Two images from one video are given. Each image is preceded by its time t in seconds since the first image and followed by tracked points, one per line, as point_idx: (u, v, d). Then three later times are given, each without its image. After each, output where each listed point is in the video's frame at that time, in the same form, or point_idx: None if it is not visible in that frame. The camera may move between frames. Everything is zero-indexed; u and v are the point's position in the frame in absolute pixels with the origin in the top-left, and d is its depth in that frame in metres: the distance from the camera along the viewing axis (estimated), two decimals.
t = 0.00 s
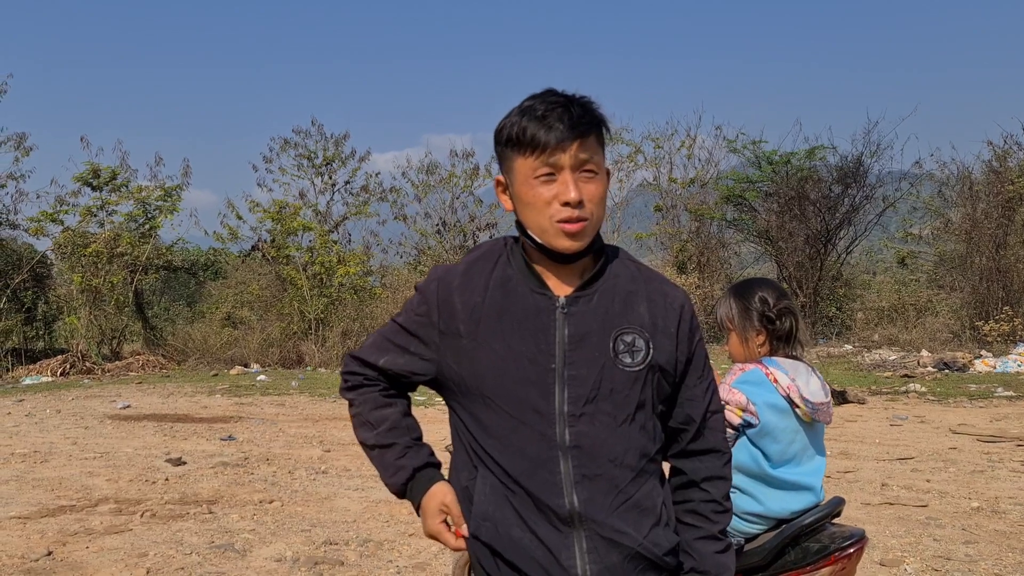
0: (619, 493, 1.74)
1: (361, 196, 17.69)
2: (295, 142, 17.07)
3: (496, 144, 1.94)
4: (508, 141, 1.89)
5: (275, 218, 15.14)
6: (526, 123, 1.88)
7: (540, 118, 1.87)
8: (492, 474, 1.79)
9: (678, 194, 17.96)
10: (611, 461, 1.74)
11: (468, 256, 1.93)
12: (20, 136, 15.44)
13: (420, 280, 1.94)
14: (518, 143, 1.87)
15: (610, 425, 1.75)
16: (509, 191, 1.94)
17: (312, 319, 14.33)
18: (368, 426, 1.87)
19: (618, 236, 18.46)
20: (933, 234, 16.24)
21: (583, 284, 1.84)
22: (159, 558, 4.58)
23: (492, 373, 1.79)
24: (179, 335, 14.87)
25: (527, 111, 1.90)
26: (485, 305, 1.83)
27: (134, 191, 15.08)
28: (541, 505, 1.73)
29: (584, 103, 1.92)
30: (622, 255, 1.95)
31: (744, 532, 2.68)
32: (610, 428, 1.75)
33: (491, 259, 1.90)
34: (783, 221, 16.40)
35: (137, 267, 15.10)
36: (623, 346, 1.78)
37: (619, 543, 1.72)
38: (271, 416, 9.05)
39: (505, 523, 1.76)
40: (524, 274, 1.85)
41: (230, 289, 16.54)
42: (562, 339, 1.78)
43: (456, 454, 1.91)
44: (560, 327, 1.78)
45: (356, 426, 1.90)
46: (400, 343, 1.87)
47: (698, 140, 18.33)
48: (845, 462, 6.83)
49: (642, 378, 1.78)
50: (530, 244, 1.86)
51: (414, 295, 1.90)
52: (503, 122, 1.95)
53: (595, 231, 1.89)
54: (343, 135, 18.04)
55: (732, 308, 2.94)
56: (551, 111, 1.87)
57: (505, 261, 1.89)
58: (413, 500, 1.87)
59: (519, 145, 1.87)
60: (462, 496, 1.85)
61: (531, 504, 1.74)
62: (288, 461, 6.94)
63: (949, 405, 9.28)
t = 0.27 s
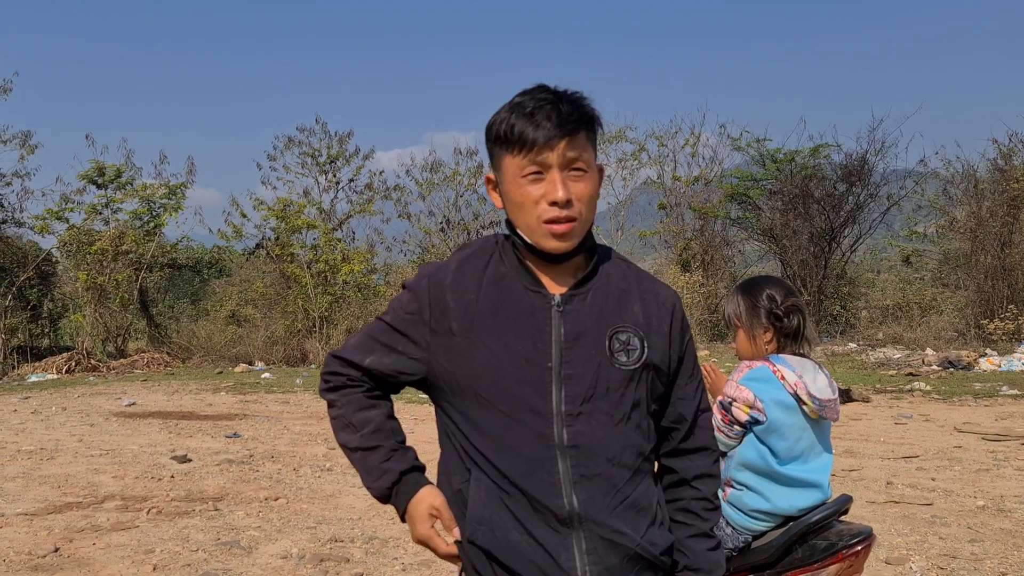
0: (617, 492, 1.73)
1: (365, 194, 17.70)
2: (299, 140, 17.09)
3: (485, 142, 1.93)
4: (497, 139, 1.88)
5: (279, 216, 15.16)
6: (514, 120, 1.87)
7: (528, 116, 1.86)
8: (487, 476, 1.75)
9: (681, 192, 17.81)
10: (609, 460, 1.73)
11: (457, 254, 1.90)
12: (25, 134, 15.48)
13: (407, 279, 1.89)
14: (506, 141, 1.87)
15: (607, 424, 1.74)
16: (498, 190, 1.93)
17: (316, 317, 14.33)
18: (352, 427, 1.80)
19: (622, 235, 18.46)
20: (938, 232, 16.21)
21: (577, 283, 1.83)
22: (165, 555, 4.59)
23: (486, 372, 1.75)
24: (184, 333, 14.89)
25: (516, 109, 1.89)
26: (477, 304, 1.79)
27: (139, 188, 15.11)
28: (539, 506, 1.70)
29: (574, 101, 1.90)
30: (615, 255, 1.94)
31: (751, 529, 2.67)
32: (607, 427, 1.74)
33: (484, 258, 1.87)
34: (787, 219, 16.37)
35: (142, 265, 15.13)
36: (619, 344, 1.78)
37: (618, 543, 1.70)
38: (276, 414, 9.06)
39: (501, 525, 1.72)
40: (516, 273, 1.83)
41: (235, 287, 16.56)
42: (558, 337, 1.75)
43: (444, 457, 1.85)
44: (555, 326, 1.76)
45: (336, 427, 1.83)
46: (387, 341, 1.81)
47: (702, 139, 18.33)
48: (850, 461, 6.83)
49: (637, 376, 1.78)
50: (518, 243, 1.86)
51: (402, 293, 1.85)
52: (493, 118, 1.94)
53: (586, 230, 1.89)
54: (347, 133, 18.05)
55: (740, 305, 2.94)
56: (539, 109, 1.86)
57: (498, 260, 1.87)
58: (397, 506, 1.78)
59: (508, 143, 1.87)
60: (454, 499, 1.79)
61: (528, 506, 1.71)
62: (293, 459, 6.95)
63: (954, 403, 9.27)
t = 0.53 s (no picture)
0: (607, 493, 1.73)
1: (368, 193, 17.68)
2: (301, 139, 17.08)
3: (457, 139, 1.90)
4: (468, 137, 1.86)
5: (281, 215, 15.16)
6: (485, 118, 1.84)
7: (498, 114, 1.83)
8: (473, 485, 1.74)
9: (683, 192, 17.87)
10: (598, 461, 1.72)
11: (430, 260, 1.88)
12: (28, 133, 15.51)
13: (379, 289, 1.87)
14: (477, 141, 1.84)
15: (594, 424, 1.74)
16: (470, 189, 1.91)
17: (318, 315, 14.35)
18: (328, 446, 1.79)
19: (624, 234, 18.44)
20: (941, 232, 16.19)
21: (555, 284, 1.84)
22: (167, 553, 4.59)
23: (469, 379, 1.74)
24: (186, 331, 14.91)
25: (486, 106, 1.86)
26: (455, 310, 1.78)
27: (142, 187, 15.13)
28: (530, 512, 1.70)
29: (546, 96, 1.88)
30: (589, 253, 1.95)
31: (752, 529, 2.67)
32: (594, 427, 1.74)
33: (458, 262, 1.86)
34: (790, 219, 16.35)
35: (145, 264, 15.15)
36: (600, 344, 1.79)
37: (611, 545, 1.70)
38: (278, 413, 9.07)
39: (492, 532, 1.70)
40: (494, 275, 1.82)
41: (237, 286, 16.58)
42: (541, 339, 1.76)
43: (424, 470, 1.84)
44: (536, 329, 1.76)
45: (310, 448, 1.82)
46: (362, 353, 1.80)
47: (704, 138, 18.31)
48: (853, 460, 6.82)
49: (621, 375, 1.79)
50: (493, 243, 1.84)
51: (375, 302, 1.83)
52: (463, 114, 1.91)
53: (560, 228, 1.88)
54: (349, 132, 18.04)
55: (742, 305, 2.94)
56: (510, 106, 1.84)
57: (473, 263, 1.85)
58: (378, 527, 1.78)
59: (479, 141, 1.84)
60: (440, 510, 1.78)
61: (519, 513, 1.70)
62: (295, 458, 6.95)
63: (956, 403, 9.25)
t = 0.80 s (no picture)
0: (586, 496, 1.69)
1: (369, 193, 17.68)
2: (302, 138, 17.08)
3: (419, 144, 1.84)
4: (432, 141, 1.80)
5: (282, 215, 15.16)
6: (449, 121, 1.79)
7: (464, 116, 1.78)
8: (449, 498, 1.70)
9: (685, 192, 17.89)
10: (575, 465, 1.70)
11: (394, 270, 1.83)
12: (30, 132, 15.52)
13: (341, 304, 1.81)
14: (443, 144, 1.78)
15: (570, 428, 1.71)
16: (433, 195, 1.85)
17: (319, 316, 14.35)
18: (295, 473, 1.74)
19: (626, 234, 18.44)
20: (942, 233, 16.18)
21: (522, 289, 1.80)
22: (166, 554, 4.59)
23: (441, 391, 1.70)
24: (187, 331, 14.92)
25: (450, 109, 1.81)
26: (423, 322, 1.73)
27: (143, 187, 15.13)
28: (510, 523, 1.66)
29: (510, 98, 1.83)
30: (553, 256, 1.92)
31: (752, 532, 2.66)
32: (571, 431, 1.71)
33: (421, 271, 1.81)
34: (791, 219, 16.33)
35: (146, 263, 15.15)
36: (571, 346, 1.76)
37: (593, 549, 1.66)
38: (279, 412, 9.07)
39: (472, 544, 1.66)
40: (461, 283, 1.78)
41: (238, 285, 16.57)
42: (512, 345, 1.72)
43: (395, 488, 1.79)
44: (507, 335, 1.73)
45: (276, 476, 1.77)
46: (327, 372, 1.75)
47: (706, 138, 18.31)
48: (853, 462, 6.81)
49: (593, 376, 1.76)
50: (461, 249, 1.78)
51: (339, 319, 1.77)
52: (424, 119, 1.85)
53: (525, 232, 1.83)
54: (351, 132, 18.04)
55: (744, 306, 2.93)
56: (475, 108, 1.79)
57: (438, 271, 1.81)
58: (349, 557, 1.74)
59: (443, 145, 1.78)
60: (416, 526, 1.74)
61: (499, 523, 1.67)
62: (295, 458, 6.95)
63: (957, 404, 9.24)
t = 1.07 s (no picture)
0: (564, 496, 1.65)
1: (369, 192, 17.68)
2: (303, 138, 17.10)
3: (382, 150, 1.81)
4: (394, 146, 1.77)
5: (283, 214, 15.17)
6: (411, 125, 1.77)
7: (424, 121, 1.76)
8: (427, 502, 1.67)
9: (685, 193, 17.90)
10: (553, 466, 1.65)
11: (365, 276, 1.80)
12: (30, 131, 15.52)
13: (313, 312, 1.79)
14: (404, 149, 1.76)
15: (546, 429, 1.66)
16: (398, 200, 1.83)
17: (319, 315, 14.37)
18: (273, 484, 1.74)
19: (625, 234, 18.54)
20: (942, 234, 16.20)
21: (493, 290, 1.76)
22: (165, 553, 4.59)
23: (412, 398, 1.67)
24: (187, 331, 14.92)
25: (411, 113, 1.78)
26: (392, 329, 1.70)
27: (143, 185, 15.15)
28: (488, 527, 1.63)
29: (471, 99, 1.81)
30: (525, 253, 1.87)
31: (750, 532, 2.65)
32: (547, 431, 1.66)
33: (389, 277, 1.77)
34: (791, 220, 16.35)
35: (146, 262, 15.15)
36: (544, 346, 1.70)
37: (574, 552, 1.62)
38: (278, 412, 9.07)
39: (452, 549, 1.64)
40: (430, 287, 1.73)
41: (238, 285, 16.57)
42: (483, 348, 1.67)
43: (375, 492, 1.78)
44: (478, 337, 1.68)
45: (258, 485, 1.77)
46: (301, 384, 1.73)
47: (706, 138, 18.33)
48: (852, 463, 6.81)
49: (569, 375, 1.71)
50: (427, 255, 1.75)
51: (310, 329, 1.75)
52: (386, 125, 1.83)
53: (494, 234, 1.80)
54: (351, 131, 18.05)
55: (747, 305, 2.93)
56: (436, 111, 1.76)
57: (406, 276, 1.76)
58: (329, 563, 1.74)
59: (405, 149, 1.76)
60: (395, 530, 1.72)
61: (478, 528, 1.64)
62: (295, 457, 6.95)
63: (957, 405, 9.25)
